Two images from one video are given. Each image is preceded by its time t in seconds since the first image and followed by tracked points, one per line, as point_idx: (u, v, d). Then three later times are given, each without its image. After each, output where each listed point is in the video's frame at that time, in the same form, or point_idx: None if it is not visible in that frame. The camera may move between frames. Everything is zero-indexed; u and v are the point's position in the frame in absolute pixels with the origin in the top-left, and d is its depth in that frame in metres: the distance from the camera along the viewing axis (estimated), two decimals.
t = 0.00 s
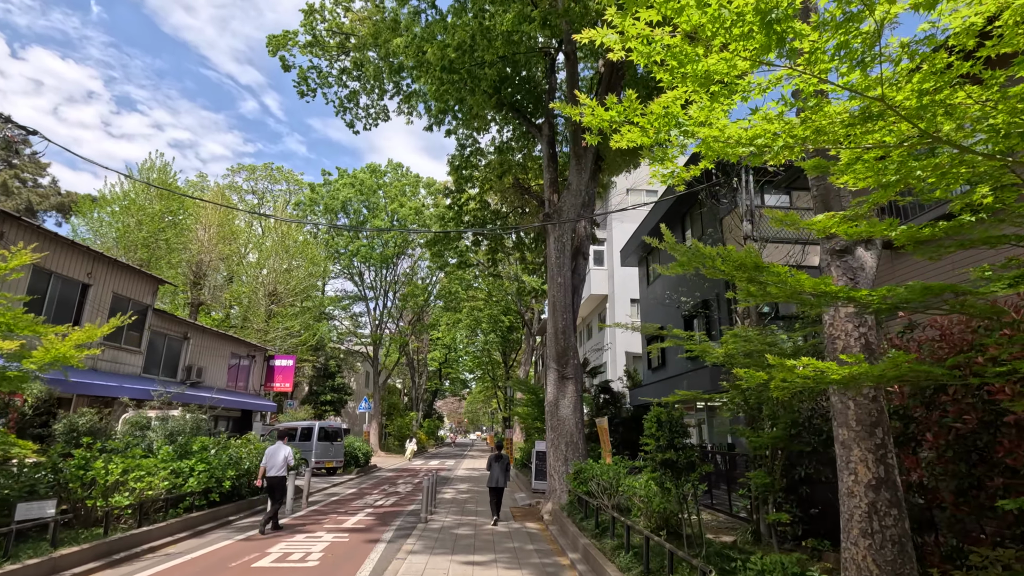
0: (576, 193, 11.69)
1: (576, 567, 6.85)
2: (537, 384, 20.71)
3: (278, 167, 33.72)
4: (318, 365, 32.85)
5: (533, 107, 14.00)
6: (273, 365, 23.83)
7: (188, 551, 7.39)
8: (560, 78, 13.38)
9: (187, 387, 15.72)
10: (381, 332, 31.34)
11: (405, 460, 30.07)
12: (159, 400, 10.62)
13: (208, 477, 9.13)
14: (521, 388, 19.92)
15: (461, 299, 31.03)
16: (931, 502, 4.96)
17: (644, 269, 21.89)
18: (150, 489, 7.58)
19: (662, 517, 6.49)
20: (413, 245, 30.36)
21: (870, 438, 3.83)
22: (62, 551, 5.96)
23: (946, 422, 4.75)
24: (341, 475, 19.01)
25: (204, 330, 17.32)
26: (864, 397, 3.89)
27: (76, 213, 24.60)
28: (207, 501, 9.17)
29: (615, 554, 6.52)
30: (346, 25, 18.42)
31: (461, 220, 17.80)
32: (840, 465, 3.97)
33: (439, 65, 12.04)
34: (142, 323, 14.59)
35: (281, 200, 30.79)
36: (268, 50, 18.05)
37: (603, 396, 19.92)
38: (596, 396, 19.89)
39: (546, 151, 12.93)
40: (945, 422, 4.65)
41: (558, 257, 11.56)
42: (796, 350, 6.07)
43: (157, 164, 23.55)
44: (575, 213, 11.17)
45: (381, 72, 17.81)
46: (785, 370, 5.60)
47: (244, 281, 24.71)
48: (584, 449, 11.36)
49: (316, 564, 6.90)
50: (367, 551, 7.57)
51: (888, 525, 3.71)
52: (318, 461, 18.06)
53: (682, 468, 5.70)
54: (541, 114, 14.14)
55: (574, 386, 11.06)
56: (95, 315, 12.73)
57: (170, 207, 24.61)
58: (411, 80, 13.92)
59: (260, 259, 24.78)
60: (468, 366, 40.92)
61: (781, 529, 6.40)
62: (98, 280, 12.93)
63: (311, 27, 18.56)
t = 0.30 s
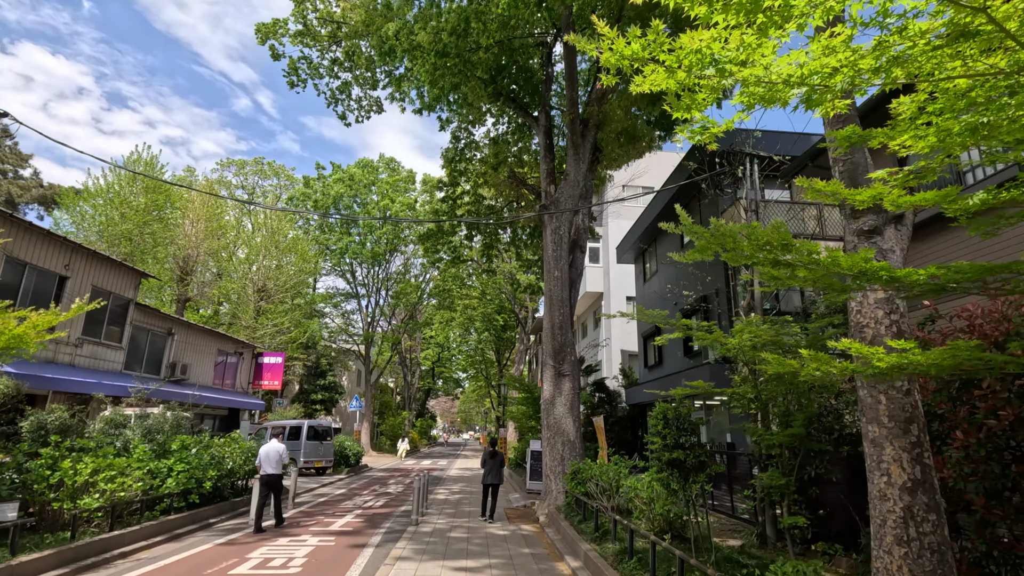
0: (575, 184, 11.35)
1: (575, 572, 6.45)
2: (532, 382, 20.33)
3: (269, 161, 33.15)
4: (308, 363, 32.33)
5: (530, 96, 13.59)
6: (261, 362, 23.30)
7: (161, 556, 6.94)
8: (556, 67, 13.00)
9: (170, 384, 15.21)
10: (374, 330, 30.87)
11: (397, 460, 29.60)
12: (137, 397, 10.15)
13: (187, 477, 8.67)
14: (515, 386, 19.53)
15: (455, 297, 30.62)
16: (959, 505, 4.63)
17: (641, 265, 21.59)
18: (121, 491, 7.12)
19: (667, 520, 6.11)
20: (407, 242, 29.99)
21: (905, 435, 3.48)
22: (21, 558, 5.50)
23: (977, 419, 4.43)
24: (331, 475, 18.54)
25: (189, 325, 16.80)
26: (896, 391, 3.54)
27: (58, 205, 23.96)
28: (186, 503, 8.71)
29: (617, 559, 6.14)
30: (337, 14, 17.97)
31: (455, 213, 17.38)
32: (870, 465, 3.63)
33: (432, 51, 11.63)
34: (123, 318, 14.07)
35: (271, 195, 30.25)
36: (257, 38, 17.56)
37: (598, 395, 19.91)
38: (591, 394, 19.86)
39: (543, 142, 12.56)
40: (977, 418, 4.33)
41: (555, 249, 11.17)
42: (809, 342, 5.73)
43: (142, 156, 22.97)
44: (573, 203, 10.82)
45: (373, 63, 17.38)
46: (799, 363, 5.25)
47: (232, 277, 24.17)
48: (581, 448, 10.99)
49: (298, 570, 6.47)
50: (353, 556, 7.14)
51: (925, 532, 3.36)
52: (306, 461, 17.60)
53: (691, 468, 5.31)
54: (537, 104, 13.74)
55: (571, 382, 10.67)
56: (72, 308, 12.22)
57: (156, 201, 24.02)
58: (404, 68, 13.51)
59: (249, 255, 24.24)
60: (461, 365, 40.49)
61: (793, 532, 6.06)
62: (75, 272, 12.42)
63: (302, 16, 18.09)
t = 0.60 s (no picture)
0: (574, 179, 10.96)
1: None
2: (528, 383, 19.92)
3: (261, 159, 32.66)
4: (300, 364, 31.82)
5: (527, 88, 13.20)
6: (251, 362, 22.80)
7: (134, 569, 6.47)
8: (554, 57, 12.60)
9: (156, 385, 14.73)
10: (367, 330, 30.40)
11: (391, 463, 29.11)
12: (114, 399, 9.65)
13: (166, 483, 8.21)
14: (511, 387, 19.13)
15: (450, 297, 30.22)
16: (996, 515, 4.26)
17: (638, 265, 21.26)
18: (91, 499, 6.65)
19: (676, 529, 5.71)
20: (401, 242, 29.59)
21: (955, 441, 3.11)
22: None
23: (1020, 421, 4.07)
24: (321, 479, 18.06)
25: (176, 325, 16.30)
26: (942, 391, 3.18)
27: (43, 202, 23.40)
28: (164, 511, 8.24)
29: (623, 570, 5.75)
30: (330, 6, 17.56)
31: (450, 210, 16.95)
32: (913, 473, 3.25)
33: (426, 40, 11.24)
34: (106, 316, 13.57)
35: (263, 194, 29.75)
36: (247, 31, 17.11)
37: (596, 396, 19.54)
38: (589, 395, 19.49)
39: (541, 135, 12.18)
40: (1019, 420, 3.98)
41: (554, 244, 10.77)
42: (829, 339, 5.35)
43: (129, 152, 22.46)
44: (572, 196, 10.44)
45: (366, 56, 16.96)
46: (821, 363, 4.87)
47: (222, 276, 23.64)
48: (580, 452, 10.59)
49: None
50: (340, 568, 6.71)
51: (979, 548, 2.99)
52: (296, 464, 17.14)
53: (703, 475, 4.92)
54: (535, 96, 13.35)
55: (570, 383, 10.28)
56: (49, 306, 11.72)
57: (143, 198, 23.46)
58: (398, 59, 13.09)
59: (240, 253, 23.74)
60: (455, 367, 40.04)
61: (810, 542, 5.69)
62: (54, 268, 11.92)
63: (293, 8, 17.66)
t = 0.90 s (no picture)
0: (578, 169, 10.55)
1: None
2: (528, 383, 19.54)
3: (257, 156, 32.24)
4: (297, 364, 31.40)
5: (528, 77, 12.79)
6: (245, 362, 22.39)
7: None
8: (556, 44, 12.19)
9: (146, 384, 14.32)
10: (364, 330, 30.01)
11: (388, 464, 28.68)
12: (98, 398, 9.24)
13: (151, 487, 7.83)
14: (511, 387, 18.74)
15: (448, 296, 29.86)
16: None
17: (640, 262, 20.87)
18: (67, 505, 6.26)
19: (691, 535, 5.33)
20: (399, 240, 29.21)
21: None
22: None
23: None
24: (316, 480, 17.65)
25: (167, 323, 15.86)
26: (1012, 386, 2.86)
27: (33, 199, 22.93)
28: (148, 515, 7.86)
29: None
30: None
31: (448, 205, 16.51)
32: (978, 479, 2.91)
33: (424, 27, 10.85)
34: (94, 313, 13.15)
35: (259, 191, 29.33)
36: (241, 22, 16.70)
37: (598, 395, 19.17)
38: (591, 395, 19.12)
39: (543, 125, 11.79)
40: None
41: (557, 238, 10.37)
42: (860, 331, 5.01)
43: (121, 147, 22.02)
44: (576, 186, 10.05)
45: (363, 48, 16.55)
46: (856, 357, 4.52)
47: (216, 274, 23.23)
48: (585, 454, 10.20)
49: None
50: None
51: None
52: (291, 465, 16.74)
53: (725, 479, 4.56)
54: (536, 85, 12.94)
55: (574, 381, 9.90)
56: (33, 302, 11.29)
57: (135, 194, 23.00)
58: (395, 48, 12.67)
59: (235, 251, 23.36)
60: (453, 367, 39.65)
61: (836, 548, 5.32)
62: (38, 263, 11.50)
63: None
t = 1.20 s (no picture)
0: (582, 163, 10.21)
1: None
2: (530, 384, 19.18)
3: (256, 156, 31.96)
4: (296, 366, 31.05)
5: (530, 69, 12.46)
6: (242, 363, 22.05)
7: None
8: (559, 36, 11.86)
9: (139, 385, 13.97)
10: (364, 332, 29.66)
11: (388, 468, 28.28)
12: (84, 399, 8.89)
13: (136, 492, 7.47)
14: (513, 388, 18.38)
15: (449, 298, 29.51)
16: None
17: (644, 262, 20.51)
18: (41, 512, 5.87)
19: (709, 545, 4.95)
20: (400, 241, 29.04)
21: None
22: None
23: None
24: (314, 484, 17.27)
25: (160, 323, 15.50)
26: None
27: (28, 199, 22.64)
28: (133, 522, 7.49)
29: None
30: None
31: (448, 202, 16.16)
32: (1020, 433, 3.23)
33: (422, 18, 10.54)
34: (85, 312, 12.82)
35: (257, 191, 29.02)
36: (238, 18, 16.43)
37: (602, 397, 18.79)
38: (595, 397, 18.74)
39: (546, 118, 11.47)
40: None
41: (561, 233, 10.01)
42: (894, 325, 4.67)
43: (118, 145, 21.75)
44: (581, 179, 9.69)
45: (363, 44, 16.25)
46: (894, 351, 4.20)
47: (214, 275, 22.90)
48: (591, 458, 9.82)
49: None
50: None
51: None
52: (288, 468, 16.38)
53: (749, 484, 4.18)
54: (539, 78, 12.63)
55: (579, 382, 9.52)
56: (20, 300, 10.96)
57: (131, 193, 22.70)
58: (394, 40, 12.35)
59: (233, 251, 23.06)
60: (454, 369, 39.26)
61: (866, 559, 4.94)
62: (26, 261, 11.16)
63: None
